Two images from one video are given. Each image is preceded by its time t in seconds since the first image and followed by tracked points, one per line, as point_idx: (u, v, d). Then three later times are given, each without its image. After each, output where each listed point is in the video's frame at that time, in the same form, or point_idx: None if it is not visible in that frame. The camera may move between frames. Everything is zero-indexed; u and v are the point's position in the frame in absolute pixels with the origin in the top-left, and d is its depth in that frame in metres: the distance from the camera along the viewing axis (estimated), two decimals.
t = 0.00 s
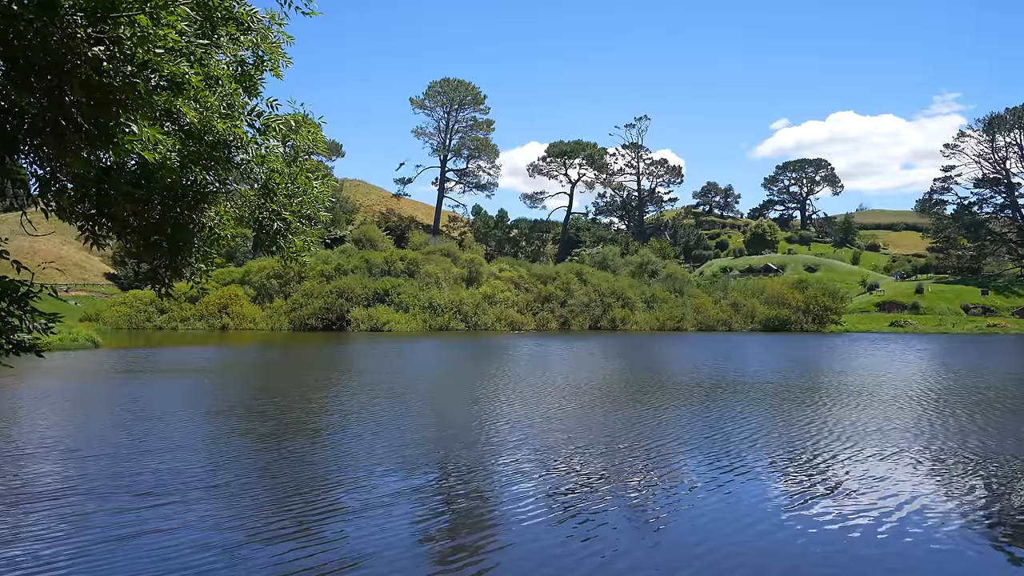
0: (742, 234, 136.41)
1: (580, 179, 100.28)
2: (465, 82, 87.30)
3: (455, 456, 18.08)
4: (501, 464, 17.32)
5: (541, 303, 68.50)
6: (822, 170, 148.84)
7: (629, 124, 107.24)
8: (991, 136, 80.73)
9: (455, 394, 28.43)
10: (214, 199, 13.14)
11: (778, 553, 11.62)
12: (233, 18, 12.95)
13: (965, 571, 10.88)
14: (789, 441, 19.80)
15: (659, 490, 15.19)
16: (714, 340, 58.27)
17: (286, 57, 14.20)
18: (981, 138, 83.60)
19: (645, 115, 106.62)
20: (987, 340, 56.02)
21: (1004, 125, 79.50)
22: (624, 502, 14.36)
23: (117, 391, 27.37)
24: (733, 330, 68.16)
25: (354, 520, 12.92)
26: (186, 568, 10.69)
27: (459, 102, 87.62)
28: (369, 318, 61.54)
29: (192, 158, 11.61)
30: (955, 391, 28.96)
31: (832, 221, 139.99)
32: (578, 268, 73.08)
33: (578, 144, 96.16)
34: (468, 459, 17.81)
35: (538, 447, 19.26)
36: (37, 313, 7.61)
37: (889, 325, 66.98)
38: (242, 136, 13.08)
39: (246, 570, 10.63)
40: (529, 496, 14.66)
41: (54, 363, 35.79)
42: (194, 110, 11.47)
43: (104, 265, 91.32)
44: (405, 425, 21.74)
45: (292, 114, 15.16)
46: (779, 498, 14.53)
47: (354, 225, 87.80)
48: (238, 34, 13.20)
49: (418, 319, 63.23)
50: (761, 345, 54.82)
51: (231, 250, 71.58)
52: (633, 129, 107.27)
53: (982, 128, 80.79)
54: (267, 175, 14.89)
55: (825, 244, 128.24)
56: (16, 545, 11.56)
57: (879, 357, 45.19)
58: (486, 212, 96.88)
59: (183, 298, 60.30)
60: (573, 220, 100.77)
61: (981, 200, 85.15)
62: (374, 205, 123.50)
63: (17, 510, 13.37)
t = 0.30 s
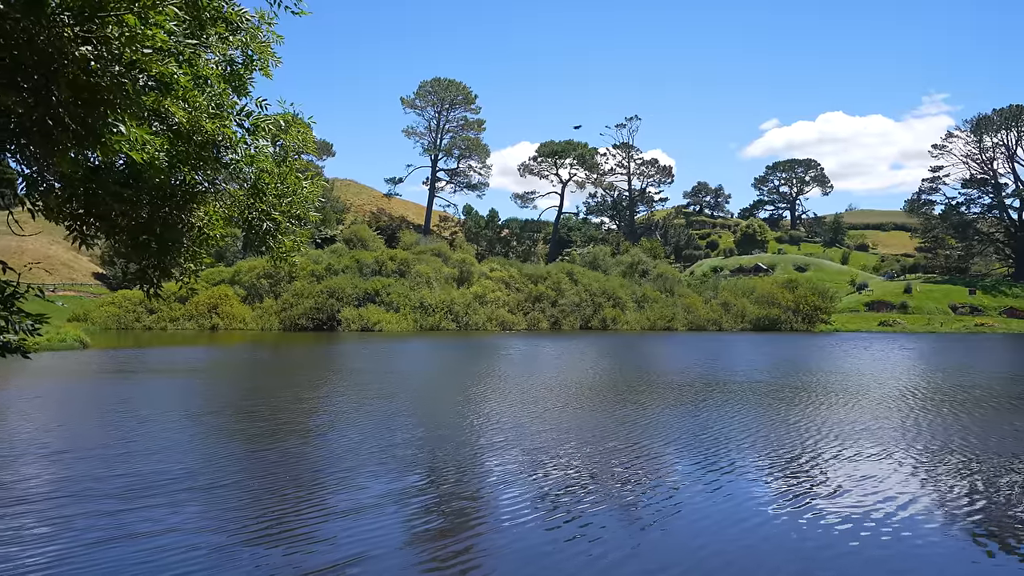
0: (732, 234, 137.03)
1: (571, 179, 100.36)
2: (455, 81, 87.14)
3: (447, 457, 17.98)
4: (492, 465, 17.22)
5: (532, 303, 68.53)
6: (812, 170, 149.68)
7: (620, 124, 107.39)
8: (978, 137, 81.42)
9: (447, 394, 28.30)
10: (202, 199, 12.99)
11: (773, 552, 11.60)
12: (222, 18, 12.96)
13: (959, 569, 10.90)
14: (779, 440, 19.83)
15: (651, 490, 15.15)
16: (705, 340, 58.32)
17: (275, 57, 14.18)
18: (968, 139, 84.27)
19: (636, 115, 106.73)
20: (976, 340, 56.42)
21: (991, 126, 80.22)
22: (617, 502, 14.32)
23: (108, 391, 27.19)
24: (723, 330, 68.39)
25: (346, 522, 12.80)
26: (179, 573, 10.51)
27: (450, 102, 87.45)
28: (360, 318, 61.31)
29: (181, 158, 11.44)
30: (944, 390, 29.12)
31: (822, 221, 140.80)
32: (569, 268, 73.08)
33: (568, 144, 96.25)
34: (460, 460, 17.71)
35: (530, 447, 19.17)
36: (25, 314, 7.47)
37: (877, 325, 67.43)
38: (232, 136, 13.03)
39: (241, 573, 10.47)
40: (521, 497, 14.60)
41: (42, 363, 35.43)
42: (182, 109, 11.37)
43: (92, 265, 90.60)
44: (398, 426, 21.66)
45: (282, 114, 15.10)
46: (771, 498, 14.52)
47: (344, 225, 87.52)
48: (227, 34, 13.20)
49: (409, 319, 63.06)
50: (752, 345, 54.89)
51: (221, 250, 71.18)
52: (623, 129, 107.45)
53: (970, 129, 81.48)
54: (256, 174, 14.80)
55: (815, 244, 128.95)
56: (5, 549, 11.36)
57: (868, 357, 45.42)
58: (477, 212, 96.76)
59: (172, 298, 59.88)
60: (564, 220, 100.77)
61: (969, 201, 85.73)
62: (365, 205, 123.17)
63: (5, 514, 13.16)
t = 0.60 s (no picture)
0: (720, 234, 137.71)
1: (560, 179, 100.36)
2: (445, 81, 86.84)
3: (437, 458, 17.92)
4: (483, 466, 17.15)
5: (521, 303, 68.51)
6: (800, 170, 150.58)
7: (609, 124, 107.45)
8: (964, 138, 82.15)
9: (436, 394, 28.20)
10: (189, 198, 12.90)
11: (767, 552, 11.61)
12: (209, 18, 12.83)
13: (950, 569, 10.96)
14: (769, 441, 19.92)
15: (642, 490, 15.16)
16: (694, 340, 58.47)
17: (263, 56, 14.10)
18: (954, 140, 85.03)
19: (625, 115, 106.83)
20: (961, 340, 56.95)
21: (977, 127, 80.98)
22: (609, 503, 14.29)
23: (95, 392, 26.92)
24: (711, 329, 68.66)
25: (338, 523, 12.68)
26: None
27: (439, 102, 87.15)
28: (348, 317, 60.97)
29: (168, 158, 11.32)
30: (931, 390, 29.41)
31: (809, 221, 141.67)
32: (558, 267, 73.04)
33: (558, 144, 96.25)
34: (450, 461, 17.65)
35: (520, 448, 19.14)
36: (8, 315, 7.30)
37: (864, 324, 67.90)
38: (218, 136, 12.92)
39: None
40: (513, 498, 14.55)
41: (25, 363, 34.95)
42: (169, 109, 11.23)
43: (78, 264, 89.59)
44: (388, 426, 21.59)
45: (270, 114, 14.98)
46: (761, 498, 14.57)
47: (333, 224, 87.04)
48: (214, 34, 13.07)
49: (397, 319, 62.80)
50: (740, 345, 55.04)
51: (208, 250, 70.57)
52: (612, 129, 107.55)
53: (956, 131, 82.19)
54: (243, 174, 14.70)
55: (803, 244, 129.81)
56: None
57: (855, 357, 45.73)
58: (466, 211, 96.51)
59: (159, 298, 59.30)
60: (553, 219, 100.74)
61: (955, 202, 86.52)
62: (354, 204, 122.58)
63: None
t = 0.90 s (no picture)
0: (708, 234, 138.36)
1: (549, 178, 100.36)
2: (433, 80, 86.57)
3: (428, 459, 17.80)
4: (472, 467, 17.06)
5: (510, 303, 68.47)
6: (787, 171, 151.59)
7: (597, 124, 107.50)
8: (949, 139, 82.89)
9: (425, 395, 28.06)
10: (174, 197, 12.75)
11: (761, 552, 11.62)
12: (194, 16, 12.60)
13: (943, 567, 11.02)
14: (757, 440, 19.98)
15: (632, 490, 15.13)
16: (682, 340, 58.66)
17: (250, 55, 13.92)
18: (939, 141, 85.83)
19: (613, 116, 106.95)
20: (946, 339, 57.49)
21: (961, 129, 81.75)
22: (602, 503, 14.22)
23: (82, 392, 26.62)
24: (699, 329, 68.94)
25: (332, 525, 12.53)
26: None
27: (427, 102, 86.90)
28: (336, 317, 60.65)
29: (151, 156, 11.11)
30: (915, 388, 29.69)
31: (796, 221, 142.67)
32: (546, 267, 73.00)
33: (546, 144, 96.25)
34: (441, 462, 17.53)
35: (509, 449, 19.07)
36: None
37: (851, 324, 68.43)
38: (204, 135, 12.71)
39: None
40: (506, 499, 14.45)
41: (9, 364, 34.48)
42: (154, 107, 11.05)
43: (63, 264, 88.62)
44: (379, 426, 21.45)
45: (257, 113, 14.76)
46: (752, 498, 14.57)
47: (321, 224, 86.57)
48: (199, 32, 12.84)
49: (386, 319, 62.55)
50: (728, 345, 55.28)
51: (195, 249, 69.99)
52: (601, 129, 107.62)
53: (941, 132, 82.93)
54: (228, 174, 14.47)
55: (790, 244, 130.66)
56: None
57: (841, 356, 46.03)
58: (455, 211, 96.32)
59: (145, 298, 58.73)
60: (542, 219, 100.75)
61: (940, 202, 87.38)
62: (342, 204, 122.02)
63: None
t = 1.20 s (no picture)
0: (695, 234, 139.01)
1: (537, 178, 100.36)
2: (420, 79, 86.29)
3: (417, 459, 17.72)
4: (462, 467, 17.00)
5: (497, 303, 68.39)
6: (773, 172, 152.53)
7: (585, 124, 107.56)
8: (932, 140, 83.91)
9: (413, 395, 27.94)
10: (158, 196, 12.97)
11: (759, 551, 11.67)
12: (178, 15, 12.61)
13: (937, 566, 11.09)
14: (745, 440, 20.06)
15: (621, 490, 15.15)
16: (670, 340, 58.79)
17: (235, 54, 14.08)
18: (923, 143, 86.79)
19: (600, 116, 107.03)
20: (930, 339, 58.06)
21: (944, 130, 82.81)
22: (594, 504, 14.20)
23: (68, 392, 26.31)
24: (687, 329, 69.19)
25: (324, 527, 12.43)
26: None
27: (415, 101, 86.66)
28: (323, 317, 60.28)
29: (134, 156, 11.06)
30: (900, 388, 29.98)
31: (782, 222, 143.58)
32: (534, 267, 72.96)
33: (533, 144, 96.24)
34: (431, 462, 17.44)
35: (498, 449, 19.04)
36: None
37: (836, 324, 68.95)
38: (189, 134, 12.44)
39: None
40: (497, 500, 14.39)
41: None
42: (137, 106, 10.86)
43: (46, 263, 87.47)
44: (367, 426, 21.34)
45: (241, 111, 14.71)
46: (740, 498, 14.60)
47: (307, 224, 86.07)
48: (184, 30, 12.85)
49: (373, 319, 62.28)
50: (715, 344, 55.46)
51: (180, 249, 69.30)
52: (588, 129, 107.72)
53: (924, 133, 83.93)
54: (213, 173, 14.28)
55: (776, 244, 131.52)
56: None
57: (826, 356, 46.35)
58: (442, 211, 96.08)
59: (130, 298, 58.12)
60: (530, 219, 100.76)
61: (924, 203, 88.37)
62: (329, 203, 121.31)
63: None
